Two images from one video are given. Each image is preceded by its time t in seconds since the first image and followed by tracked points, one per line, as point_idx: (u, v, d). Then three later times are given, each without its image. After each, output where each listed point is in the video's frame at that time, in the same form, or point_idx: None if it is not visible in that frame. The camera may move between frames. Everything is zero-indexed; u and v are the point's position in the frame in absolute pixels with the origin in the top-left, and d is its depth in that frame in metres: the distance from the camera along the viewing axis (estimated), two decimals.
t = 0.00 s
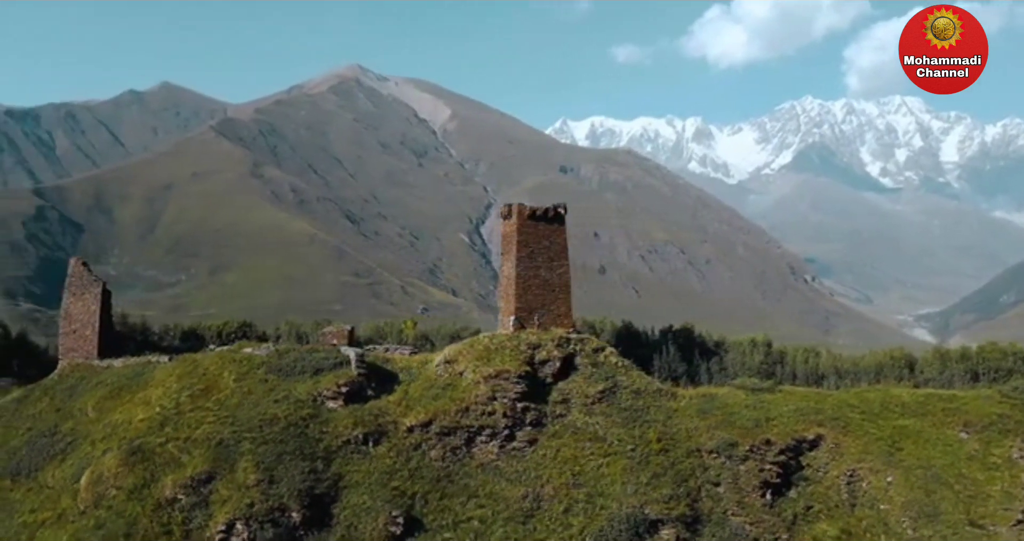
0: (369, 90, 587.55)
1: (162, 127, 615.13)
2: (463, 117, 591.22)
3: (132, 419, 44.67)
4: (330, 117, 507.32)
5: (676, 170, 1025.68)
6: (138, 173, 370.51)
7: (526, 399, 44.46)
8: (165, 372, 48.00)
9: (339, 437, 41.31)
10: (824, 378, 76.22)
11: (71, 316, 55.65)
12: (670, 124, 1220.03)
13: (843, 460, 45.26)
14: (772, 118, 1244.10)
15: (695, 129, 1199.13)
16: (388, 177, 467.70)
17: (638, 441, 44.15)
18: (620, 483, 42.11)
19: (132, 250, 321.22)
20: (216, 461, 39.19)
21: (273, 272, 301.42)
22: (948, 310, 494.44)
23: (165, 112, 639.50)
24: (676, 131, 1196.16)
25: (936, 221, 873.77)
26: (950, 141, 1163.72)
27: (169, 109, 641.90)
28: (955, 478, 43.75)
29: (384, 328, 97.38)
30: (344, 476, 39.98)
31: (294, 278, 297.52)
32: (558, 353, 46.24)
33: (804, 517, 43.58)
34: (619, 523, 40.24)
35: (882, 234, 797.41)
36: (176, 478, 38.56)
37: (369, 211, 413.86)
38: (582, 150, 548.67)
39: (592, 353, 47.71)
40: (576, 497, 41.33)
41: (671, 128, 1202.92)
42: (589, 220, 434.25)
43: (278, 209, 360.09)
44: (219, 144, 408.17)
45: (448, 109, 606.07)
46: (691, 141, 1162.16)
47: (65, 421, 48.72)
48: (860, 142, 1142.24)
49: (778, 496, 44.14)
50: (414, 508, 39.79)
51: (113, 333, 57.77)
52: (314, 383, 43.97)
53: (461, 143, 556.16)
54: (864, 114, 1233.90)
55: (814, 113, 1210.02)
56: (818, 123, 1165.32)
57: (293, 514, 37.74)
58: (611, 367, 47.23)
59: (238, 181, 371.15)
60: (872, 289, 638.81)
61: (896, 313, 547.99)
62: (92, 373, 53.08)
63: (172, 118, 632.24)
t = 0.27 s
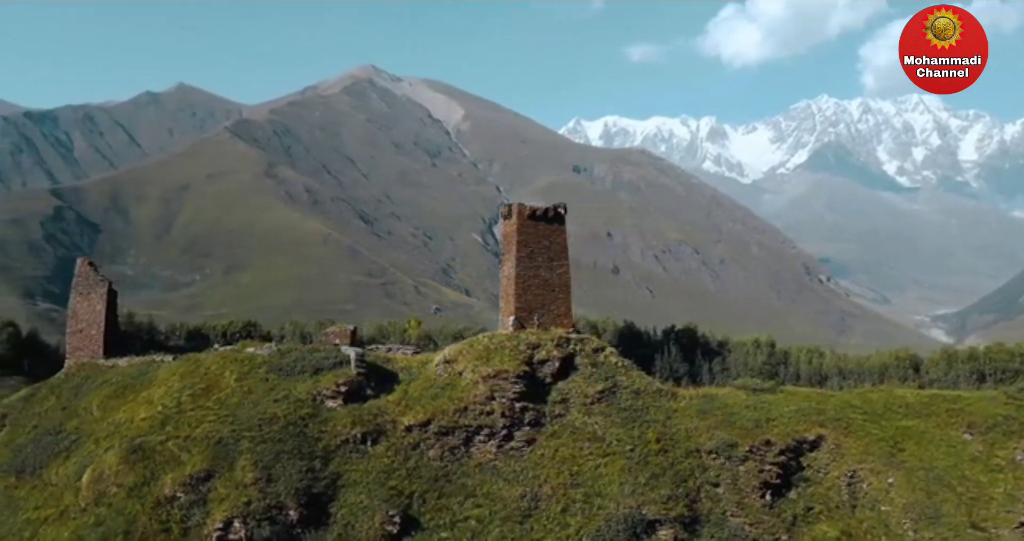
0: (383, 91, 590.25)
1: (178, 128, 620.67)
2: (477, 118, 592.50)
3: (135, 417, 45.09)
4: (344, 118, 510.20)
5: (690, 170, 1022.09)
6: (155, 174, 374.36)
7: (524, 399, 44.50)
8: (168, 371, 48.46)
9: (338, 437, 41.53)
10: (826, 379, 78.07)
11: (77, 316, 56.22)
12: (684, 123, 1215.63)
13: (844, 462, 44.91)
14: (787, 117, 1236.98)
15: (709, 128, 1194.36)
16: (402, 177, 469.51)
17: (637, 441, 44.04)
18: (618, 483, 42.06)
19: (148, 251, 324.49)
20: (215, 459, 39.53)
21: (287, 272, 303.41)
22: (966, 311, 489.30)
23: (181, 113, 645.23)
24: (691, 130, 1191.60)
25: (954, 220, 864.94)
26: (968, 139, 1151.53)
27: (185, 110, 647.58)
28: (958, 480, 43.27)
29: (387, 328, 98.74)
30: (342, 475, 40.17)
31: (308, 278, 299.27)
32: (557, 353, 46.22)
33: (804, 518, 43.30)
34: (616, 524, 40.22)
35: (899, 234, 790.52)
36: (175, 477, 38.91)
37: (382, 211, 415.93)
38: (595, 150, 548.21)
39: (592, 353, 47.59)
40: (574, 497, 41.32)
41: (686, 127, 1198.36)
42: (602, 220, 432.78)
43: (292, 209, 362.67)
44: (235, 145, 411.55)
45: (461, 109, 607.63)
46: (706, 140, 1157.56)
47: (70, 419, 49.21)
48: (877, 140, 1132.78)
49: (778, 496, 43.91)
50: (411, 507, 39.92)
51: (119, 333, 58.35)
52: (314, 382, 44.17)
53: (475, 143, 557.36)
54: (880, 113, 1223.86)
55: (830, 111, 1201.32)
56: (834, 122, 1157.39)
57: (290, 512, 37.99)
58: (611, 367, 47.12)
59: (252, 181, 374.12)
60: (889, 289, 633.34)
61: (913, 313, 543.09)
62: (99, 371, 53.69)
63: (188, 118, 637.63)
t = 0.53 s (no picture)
0: (399, 92, 593.47)
1: (197, 130, 627.08)
2: (492, 118, 593.87)
3: (137, 416, 45.67)
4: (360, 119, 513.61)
5: (706, 169, 1017.95)
6: (173, 175, 379.07)
7: (523, 398, 44.51)
8: (173, 369, 49.08)
9: (336, 435, 41.77)
10: (831, 379, 83.67)
11: (84, 315, 56.94)
12: (701, 123, 1210.37)
13: (847, 463, 44.51)
14: (805, 116, 1228.22)
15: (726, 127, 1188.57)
16: (417, 177, 471.69)
17: (635, 441, 44.00)
18: (615, 483, 41.96)
19: (166, 251, 328.28)
20: (214, 457, 39.89)
21: (303, 272, 305.64)
22: (987, 311, 483.52)
23: (200, 114, 652.11)
24: (707, 129, 1186.15)
25: (976, 219, 854.36)
26: (990, 138, 1136.83)
27: (203, 112, 654.32)
28: (960, 482, 42.79)
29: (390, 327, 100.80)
30: (339, 473, 40.39)
31: (324, 278, 301.53)
32: (556, 352, 46.29)
33: (804, 520, 42.94)
34: (613, 524, 40.12)
35: (919, 233, 782.70)
36: (174, 475, 39.33)
37: (399, 211, 418.78)
38: (610, 150, 547.93)
39: (592, 352, 47.63)
40: (571, 497, 41.36)
41: (702, 126, 1193.13)
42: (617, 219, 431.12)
43: (309, 209, 365.85)
44: (252, 146, 415.47)
45: (477, 109, 609.20)
46: (723, 140, 1152.14)
47: (76, 418, 49.79)
48: (896, 139, 1121.68)
49: (777, 498, 43.66)
50: (407, 506, 40.04)
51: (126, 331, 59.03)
52: (314, 381, 44.49)
53: (490, 143, 558.49)
54: (900, 111, 1211.78)
55: (849, 110, 1191.23)
56: (853, 121, 1147.53)
57: (287, 509, 38.33)
58: (611, 367, 47.13)
59: (269, 182, 377.46)
60: (909, 290, 626.60)
61: (934, 313, 537.34)
62: (104, 369, 54.33)
63: (207, 120, 644.24)
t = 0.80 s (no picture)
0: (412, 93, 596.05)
1: (213, 131, 631.92)
2: (506, 118, 594.79)
3: (140, 413, 46.10)
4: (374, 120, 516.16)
5: (721, 169, 1014.28)
6: (189, 175, 382.85)
7: (521, 398, 44.57)
8: (176, 368, 49.56)
9: (335, 434, 41.95)
10: (835, 378, 85.23)
11: (91, 315, 57.59)
12: (716, 122, 1205.48)
13: (847, 464, 44.22)
14: (821, 115, 1219.73)
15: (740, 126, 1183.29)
16: (430, 177, 473.46)
17: (634, 441, 43.90)
18: (613, 483, 41.89)
19: (182, 251, 331.25)
20: (214, 455, 40.27)
21: (317, 272, 307.44)
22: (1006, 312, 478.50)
23: (216, 116, 657.53)
24: (722, 129, 1181.35)
25: (995, 218, 845.09)
26: (1010, 136, 1123.53)
27: (219, 113, 659.48)
28: (962, 484, 42.34)
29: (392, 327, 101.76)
30: (338, 472, 40.61)
31: (338, 278, 303.45)
32: (555, 352, 46.28)
33: (804, 521, 42.69)
34: (610, 524, 40.05)
35: (937, 233, 775.49)
36: (174, 472, 39.73)
37: (412, 211, 420.36)
38: (624, 150, 547.21)
39: (591, 352, 47.62)
40: (569, 496, 41.28)
41: (717, 126, 1188.43)
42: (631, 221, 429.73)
43: (323, 210, 368.29)
44: (267, 147, 418.43)
45: (490, 109, 610.38)
46: (737, 139, 1147.02)
47: (82, 416, 50.34)
48: (914, 138, 1111.92)
49: (777, 499, 43.43)
50: (405, 505, 40.15)
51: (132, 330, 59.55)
52: (314, 380, 44.73)
53: (503, 143, 559.14)
54: (917, 110, 1200.61)
55: (865, 109, 1182.04)
56: (870, 119, 1138.42)
57: (285, 508, 38.51)
58: (610, 367, 47.04)
59: (284, 183, 380.04)
60: (926, 289, 621.07)
61: (951, 313, 532.50)
62: (110, 368, 54.93)
63: (222, 121, 649.27)
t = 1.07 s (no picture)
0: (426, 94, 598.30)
1: (228, 132, 636.71)
2: (519, 118, 595.68)
3: (143, 411, 46.62)
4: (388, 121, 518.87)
5: (736, 169, 1009.75)
6: (205, 176, 386.62)
7: (520, 397, 44.61)
8: (179, 366, 49.99)
9: (333, 433, 42.17)
10: (838, 379, 89.70)
11: (98, 314, 58.21)
12: (731, 122, 1200.02)
13: (848, 465, 43.90)
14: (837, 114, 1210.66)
15: (755, 126, 1177.25)
16: (444, 178, 475.33)
17: (633, 441, 43.84)
18: (611, 483, 41.80)
19: (197, 251, 334.21)
20: (213, 453, 40.62)
21: (330, 272, 309.08)
22: None
23: (232, 117, 662.87)
24: (737, 129, 1175.97)
25: (1015, 218, 835.00)
26: None
27: (235, 114, 664.74)
28: (964, 485, 41.94)
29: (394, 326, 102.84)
30: (336, 470, 40.81)
31: (351, 278, 305.08)
32: (554, 351, 46.35)
33: (803, 522, 42.47)
34: (607, 524, 39.98)
35: (955, 233, 767.27)
36: (173, 470, 40.03)
37: (425, 211, 421.97)
38: (637, 150, 546.47)
39: (591, 352, 47.62)
40: (567, 496, 41.26)
41: (732, 125, 1182.94)
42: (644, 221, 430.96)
43: (337, 210, 370.69)
44: (282, 149, 421.60)
45: (503, 109, 611.49)
46: (752, 139, 1141.11)
47: (87, 413, 50.92)
48: (931, 137, 1101.01)
49: (776, 500, 43.19)
50: (402, 503, 40.33)
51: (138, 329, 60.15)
52: (314, 379, 44.99)
53: (517, 143, 559.68)
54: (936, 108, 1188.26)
55: (882, 108, 1171.98)
56: (887, 118, 1127.98)
57: (282, 506, 38.70)
58: (609, 367, 47.03)
59: (298, 184, 382.66)
60: (945, 290, 614.45)
61: (970, 314, 526.91)
62: (116, 366, 55.59)
63: (238, 122, 654.62)
